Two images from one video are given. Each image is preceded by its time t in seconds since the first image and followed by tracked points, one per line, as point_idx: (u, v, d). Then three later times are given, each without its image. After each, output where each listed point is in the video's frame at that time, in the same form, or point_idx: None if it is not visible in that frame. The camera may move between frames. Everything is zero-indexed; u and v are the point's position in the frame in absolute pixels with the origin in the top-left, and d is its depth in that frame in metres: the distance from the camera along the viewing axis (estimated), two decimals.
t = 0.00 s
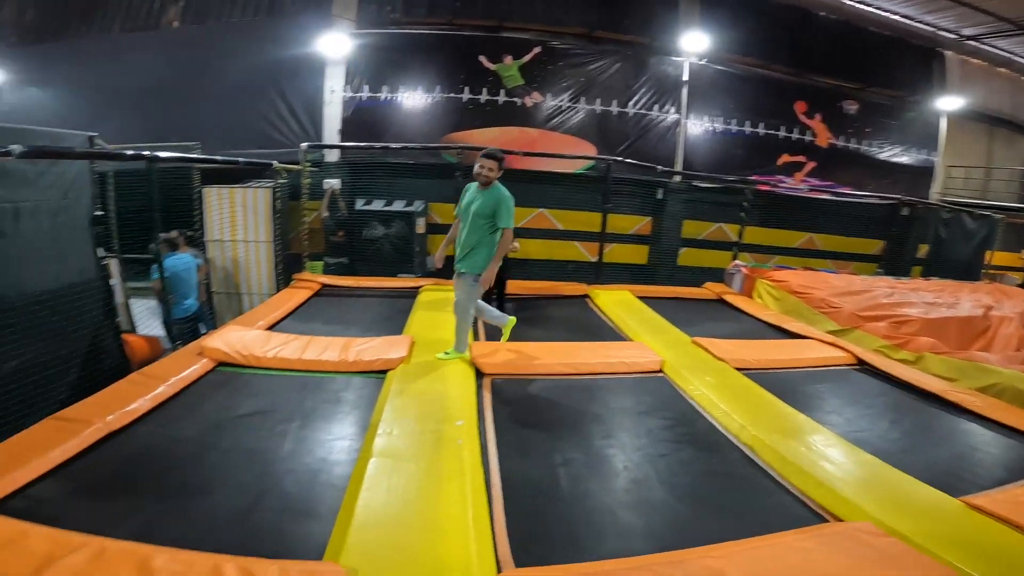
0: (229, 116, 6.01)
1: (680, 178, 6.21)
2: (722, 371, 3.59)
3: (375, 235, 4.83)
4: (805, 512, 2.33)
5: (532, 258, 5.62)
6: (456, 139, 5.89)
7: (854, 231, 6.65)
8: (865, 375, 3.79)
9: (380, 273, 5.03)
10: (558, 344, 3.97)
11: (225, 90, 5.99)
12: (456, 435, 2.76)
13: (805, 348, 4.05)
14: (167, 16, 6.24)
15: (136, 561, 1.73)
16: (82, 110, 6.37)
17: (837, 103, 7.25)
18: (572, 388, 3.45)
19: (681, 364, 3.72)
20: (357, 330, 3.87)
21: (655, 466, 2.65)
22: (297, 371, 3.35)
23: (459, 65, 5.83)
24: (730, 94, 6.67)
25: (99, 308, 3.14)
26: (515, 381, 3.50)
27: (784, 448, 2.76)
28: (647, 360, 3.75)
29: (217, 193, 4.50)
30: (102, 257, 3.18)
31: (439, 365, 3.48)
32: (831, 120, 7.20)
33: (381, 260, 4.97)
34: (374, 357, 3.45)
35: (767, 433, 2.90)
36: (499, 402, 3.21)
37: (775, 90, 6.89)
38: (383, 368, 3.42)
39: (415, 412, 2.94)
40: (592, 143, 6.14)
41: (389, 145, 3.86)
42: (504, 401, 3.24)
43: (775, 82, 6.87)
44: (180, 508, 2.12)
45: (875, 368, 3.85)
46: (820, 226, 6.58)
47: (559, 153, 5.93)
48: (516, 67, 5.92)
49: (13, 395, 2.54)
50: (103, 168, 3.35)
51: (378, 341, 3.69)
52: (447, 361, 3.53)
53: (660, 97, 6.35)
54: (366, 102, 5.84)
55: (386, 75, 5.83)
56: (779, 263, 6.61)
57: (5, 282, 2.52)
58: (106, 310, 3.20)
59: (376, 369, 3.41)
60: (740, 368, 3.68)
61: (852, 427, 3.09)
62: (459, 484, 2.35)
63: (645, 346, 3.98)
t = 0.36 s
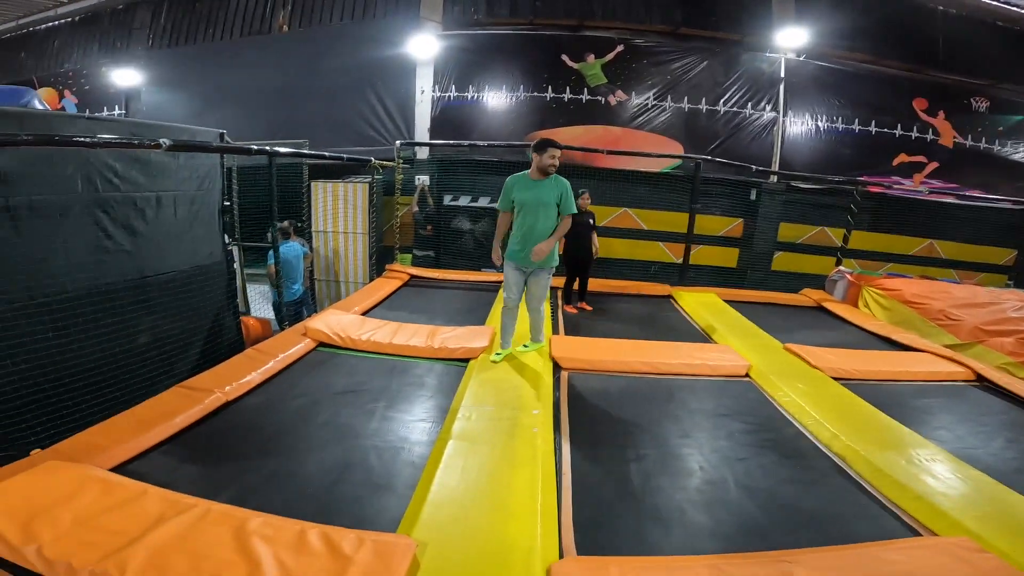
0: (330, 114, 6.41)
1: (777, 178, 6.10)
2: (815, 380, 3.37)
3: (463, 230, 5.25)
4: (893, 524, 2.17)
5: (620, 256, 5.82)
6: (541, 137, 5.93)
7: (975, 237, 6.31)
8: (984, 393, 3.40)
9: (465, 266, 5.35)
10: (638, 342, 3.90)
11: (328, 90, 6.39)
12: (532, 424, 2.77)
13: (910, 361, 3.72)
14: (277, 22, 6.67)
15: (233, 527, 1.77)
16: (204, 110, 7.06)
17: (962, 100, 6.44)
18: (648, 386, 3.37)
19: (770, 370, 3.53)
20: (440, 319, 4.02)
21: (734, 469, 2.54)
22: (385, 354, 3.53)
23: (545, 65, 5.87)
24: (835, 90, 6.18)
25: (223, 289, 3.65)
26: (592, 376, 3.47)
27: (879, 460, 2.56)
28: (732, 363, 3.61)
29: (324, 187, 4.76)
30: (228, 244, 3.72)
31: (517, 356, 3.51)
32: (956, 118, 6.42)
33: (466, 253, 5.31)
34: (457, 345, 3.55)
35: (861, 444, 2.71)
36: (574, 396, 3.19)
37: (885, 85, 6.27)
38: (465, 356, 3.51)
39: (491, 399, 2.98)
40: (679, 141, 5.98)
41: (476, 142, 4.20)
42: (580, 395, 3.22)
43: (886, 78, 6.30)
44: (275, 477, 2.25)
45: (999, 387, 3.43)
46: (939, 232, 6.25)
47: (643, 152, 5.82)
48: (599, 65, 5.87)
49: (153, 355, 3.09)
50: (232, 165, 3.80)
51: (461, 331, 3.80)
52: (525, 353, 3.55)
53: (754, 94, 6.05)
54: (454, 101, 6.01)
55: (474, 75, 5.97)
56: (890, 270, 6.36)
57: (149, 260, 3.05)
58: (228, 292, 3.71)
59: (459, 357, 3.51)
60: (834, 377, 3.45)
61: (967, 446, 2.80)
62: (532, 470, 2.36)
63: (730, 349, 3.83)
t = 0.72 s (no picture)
0: (369, 116, 6.52)
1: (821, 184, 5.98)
2: (856, 390, 3.30)
3: (499, 242, 5.30)
4: (934, 534, 2.13)
5: (656, 261, 5.78)
6: (577, 140, 5.94)
7: None
8: None
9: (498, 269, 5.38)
10: (673, 348, 3.87)
11: (368, 92, 6.50)
12: (567, 426, 2.77)
13: (955, 373, 3.60)
14: (319, 26, 6.97)
15: (281, 521, 1.82)
16: (248, 112, 7.28)
17: (1015, 105, 6.21)
18: (682, 392, 3.35)
19: (811, 379, 3.46)
20: (475, 320, 4.06)
21: (771, 476, 2.50)
22: (423, 355, 3.59)
23: (581, 68, 5.86)
24: (882, 93, 6.03)
25: (268, 287, 3.75)
26: (626, 381, 3.47)
27: (921, 469, 2.50)
28: (771, 371, 3.55)
29: (365, 189, 4.86)
30: (274, 243, 3.81)
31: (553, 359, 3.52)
32: (1010, 122, 6.18)
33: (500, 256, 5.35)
34: (494, 347, 3.59)
35: (902, 453, 2.64)
36: (608, 400, 3.19)
37: (932, 89, 6.09)
38: (501, 359, 3.54)
39: (527, 401, 3.00)
40: (719, 145, 5.91)
41: (513, 146, 4.13)
42: (614, 399, 3.21)
43: (936, 81, 6.13)
44: (318, 473, 2.31)
45: None
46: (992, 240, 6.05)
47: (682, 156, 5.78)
48: (635, 69, 5.84)
49: (204, 350, 3.20)
50: (279, 165, 3.87)
51: (496, 333, 3.84)
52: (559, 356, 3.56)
53: (797, 98, 5.93)
54: (489, 104, 6.05)
55: (509, 78, 6.00)
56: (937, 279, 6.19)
57: (202, 258, 3.16)
58: (273, 291, 3.81)
59: (495, 359, 3.54)
60: (877, 388, 3.37)
61: (1016, 460, 2.71)
62: (568, 471, 2.37)
63: (769, 357, 3.77)
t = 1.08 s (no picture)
0: (380, 118, 6.55)
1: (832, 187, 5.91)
2: (868, 394, 3.30)
3: (505, 243, 5.33)
4: (946, 537, 2.13)
5: (665, 265, 5.79)
6: (586, 143, 5.95)
7: None
8: None
9: (508, 271, 5.40)
10: (684, 351, 3.88)
11: (379, 94, 6.53)
12: (579, 428, 2.79)
13: (967, 377, 3.59)
14: (330, 28, 7.04)
15: (300, 521, 1.84)
16: (259, 113, 7.33)
17: None
18: (693, 394, 3.35)
19: (821, 383, 3.46)
20: (485, 322, 4.08)
21: (783, 479, 2.51)
22: (435, 356, 3.61)
23: (591, 71, 5.88)
24: (893, 96, 6.01)
25: (281, 288, 3.78)
26: (637, 383, 3.48)
27: (934, 474, 2.50)
28: (781, 374, 3.56)
29: (376, 191, 4.89)
30: (287, 246, 3.84)
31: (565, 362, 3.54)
32: (1021, 125, 6.15)
33: (510, 259, 5.37)
34: (505, 349, 3.61)
35: (915, 457, 2.64)
36: (619, 403, 3.20)
37: (943, 92, 6.07)
38: (512, 361, 3.56)
39: (540, 402, 3.02)
40: (728, 148, 5.91)
41: (525, 149, 4.11)
42: (625, 402, 3.22)
43: (946, 84, 6.11)
44: (332, 473, 2.33)
45: None
46: (1004, 245, 6.05)
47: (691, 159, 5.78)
48: (645, 72, 5.85)
49: (219, 350, 3.23)
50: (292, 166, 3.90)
51: (507, 335, 3.86)
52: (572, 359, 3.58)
53: (808, 101, 5.92)
54: (499, 107, 6.08)
55: (519, 81, 6.02)
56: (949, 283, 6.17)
57: (217, 259, 3.20)
58: (286, 292, 3.84)
59: (506, 361, 3.56)
60: (889, 392, 3.36)
61: None
62: (581, 473, 2.39)
63: (780, 361, 3.77)
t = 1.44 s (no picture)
0: (375, 120, 6.56)
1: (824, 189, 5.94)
2: (860, 394, 3.33)
3: (500, 242, 5.32)
4: (938, 534, 2.16)
5: (659, 267, 5.81)
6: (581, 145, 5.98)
7: None
8: None
9: (503, 273, 5.42)
10: (678, 352, 3.90)
11: (374, 97, 6.54)
12: (574, 429, 2.81)
13: (958, 377, 3.63)
14: (325, 29, 7.05)
15: (298, 521, 1.85)
16: (254, 115, 7.32)
17: (1016, 110, 6.24)
18: (688, 395, 3.38)
19: (814, 383, 3.50)
20: (481, 324, 4.10)
21: (777, 478, 2.54)
22: (430, 357, 3.62)
23: (586, 74, 5.91)
24: (884, 99, 6.06)
25: (276, 290, 3.80)
26: (632, 384, 3.50)
27: (926, 473, 2.53)
28: (775, 375, 3.58)
29: (371, 193, 4.90)
30: (282, 247, 3.85)
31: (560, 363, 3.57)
32: (1011, 128, 6.22)
33: (505, 261, 5.39)
34: (501, 351, 3.63)
35: (907, 457, 2.67)
36: (614, 403, 3.22)
37: (935, 95, 6.13)
38: (507, 362, 3.58)
39: (536, 403, 3.04)
40: (721, 151, 5.95)
41: (519, 151, 4.11)
42: (620, 402, 3.24)
43: (937, 87, 6.16)
44: (330, 473, 2.34)
45: None
46: (993, 247, 6.09)
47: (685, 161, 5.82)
48: (640, 75, 5.88)
49: (213, 351, 3.25)
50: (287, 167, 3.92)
51: (502, 337, 3.88)
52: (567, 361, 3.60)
53: (800, 104, 5.97)
54: (494, 109, 6.09)
55: (514, 83, 6.04)
56: (939, 285, 6.22)
57: (213, 260, 3.22)
58: (281, 293, 3.86)
59: (501, 362, 3.58)
60: (881, 392, 3.40)
61: (1019, 463, 2.73)
62: (576, 473, 2.41)
63: (773, 362, 3.79)
